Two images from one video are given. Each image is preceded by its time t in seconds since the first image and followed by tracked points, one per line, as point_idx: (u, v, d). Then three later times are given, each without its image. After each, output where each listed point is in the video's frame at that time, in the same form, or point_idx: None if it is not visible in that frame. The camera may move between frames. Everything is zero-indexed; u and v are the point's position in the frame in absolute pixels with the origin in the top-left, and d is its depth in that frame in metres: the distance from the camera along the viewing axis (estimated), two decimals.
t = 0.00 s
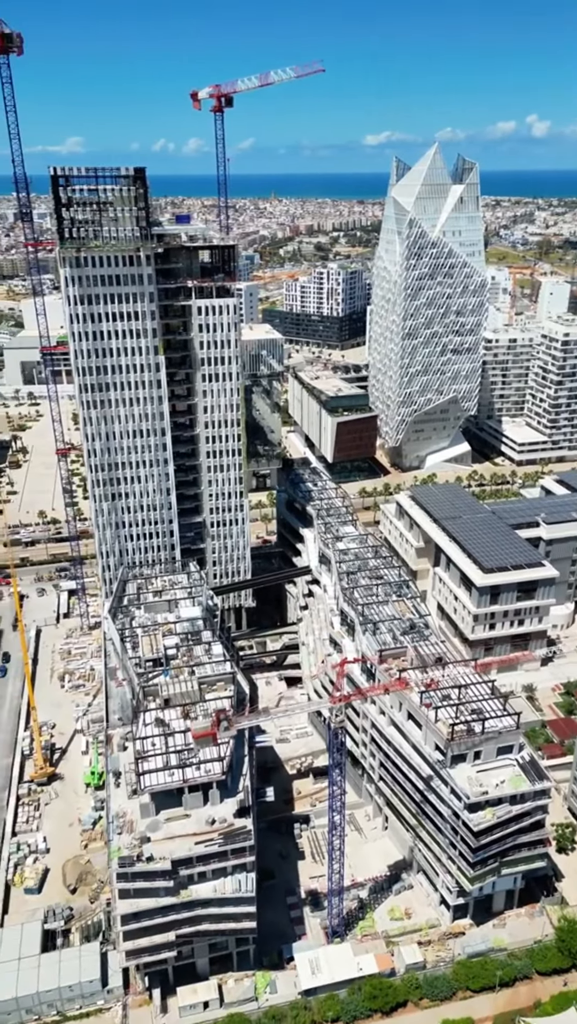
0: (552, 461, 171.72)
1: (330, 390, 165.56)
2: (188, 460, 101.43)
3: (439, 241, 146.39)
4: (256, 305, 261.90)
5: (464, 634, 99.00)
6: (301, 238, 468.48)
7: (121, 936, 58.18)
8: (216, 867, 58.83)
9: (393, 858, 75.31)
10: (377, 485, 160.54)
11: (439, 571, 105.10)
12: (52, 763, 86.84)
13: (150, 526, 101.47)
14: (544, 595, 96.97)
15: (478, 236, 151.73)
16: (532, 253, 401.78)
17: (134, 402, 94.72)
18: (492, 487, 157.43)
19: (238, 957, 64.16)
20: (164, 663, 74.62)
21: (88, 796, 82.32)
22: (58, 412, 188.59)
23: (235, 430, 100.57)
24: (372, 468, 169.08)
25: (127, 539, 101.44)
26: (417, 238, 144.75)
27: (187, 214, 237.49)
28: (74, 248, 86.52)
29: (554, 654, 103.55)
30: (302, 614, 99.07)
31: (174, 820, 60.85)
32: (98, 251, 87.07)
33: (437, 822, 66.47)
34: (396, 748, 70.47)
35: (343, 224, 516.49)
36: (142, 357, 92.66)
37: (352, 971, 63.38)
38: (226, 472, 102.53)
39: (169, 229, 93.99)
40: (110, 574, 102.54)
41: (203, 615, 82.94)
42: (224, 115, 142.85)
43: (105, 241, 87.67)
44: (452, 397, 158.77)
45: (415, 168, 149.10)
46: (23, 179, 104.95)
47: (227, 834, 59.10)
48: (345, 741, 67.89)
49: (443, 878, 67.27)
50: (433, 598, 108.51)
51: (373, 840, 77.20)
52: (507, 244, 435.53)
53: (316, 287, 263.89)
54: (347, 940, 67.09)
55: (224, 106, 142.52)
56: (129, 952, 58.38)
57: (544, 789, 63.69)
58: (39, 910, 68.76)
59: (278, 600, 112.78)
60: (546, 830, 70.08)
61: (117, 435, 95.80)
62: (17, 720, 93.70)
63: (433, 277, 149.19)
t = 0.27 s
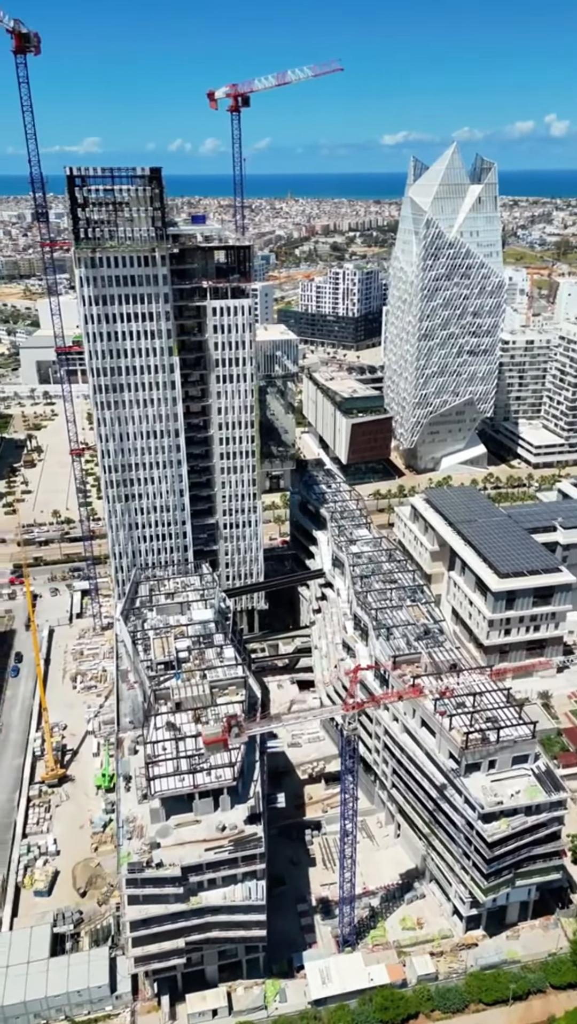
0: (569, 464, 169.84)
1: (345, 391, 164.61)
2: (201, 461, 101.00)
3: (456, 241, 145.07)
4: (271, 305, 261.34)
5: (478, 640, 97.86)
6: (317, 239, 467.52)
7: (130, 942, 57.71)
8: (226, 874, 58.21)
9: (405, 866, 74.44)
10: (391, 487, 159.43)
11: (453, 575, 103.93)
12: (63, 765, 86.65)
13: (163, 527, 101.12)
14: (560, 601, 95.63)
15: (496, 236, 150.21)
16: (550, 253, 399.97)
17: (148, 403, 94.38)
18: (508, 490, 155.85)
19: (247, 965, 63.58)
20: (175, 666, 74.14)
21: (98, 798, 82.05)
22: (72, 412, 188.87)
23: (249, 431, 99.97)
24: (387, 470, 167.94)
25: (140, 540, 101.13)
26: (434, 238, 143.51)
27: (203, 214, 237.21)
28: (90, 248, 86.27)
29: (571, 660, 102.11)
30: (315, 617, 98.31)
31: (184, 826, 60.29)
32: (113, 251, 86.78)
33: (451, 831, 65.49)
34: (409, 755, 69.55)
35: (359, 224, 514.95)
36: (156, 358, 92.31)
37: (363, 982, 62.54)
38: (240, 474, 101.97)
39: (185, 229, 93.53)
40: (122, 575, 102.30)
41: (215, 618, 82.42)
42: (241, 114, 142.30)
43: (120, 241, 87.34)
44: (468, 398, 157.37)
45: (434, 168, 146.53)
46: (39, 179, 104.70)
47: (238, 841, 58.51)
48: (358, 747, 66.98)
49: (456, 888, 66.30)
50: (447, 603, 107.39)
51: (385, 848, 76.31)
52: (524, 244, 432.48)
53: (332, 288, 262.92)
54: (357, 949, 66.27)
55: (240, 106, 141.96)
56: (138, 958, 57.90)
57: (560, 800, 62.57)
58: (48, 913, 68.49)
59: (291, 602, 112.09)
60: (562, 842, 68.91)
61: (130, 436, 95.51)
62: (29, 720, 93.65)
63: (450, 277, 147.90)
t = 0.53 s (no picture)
0: None
1: (362, 392, 163.49)
2: (217, 463, 100.48)
3: (476, 242, 143.49)
4: (288, 305, 260.64)
5: (496, 646, 96.51)
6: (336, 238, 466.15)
7: (140, 949, 57.17)
8: (238, 882, 57.52)
9: (419, 876, 73.43)
10: (408, 489, 158.16)
11: (471, 580, 102.67)
12: (76, 766, 86.41)
13: (178, 528, 100.72)
14: None
15: (517, 237, 148.45)
16: (571, 253, 397.38)
17: (165, 403, 94.01)
18: (526, 493, 154.04)
19: (259, 974, 62.92)
20: (189, 670, 73.60)
21: (111, 800, 81.78)
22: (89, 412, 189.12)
23: (265, 433, 99.30)
24: (404, 472, 166.64)
25: (155, 541, 100.76)
26: (454, 238, 142.03)
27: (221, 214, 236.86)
28: (107, 248, 85.95)
29: None
30: (330, 621, 97.43)
31: (196, 832, 59.68)
32: (131, 251, 86.43)
33: (466, 842, 64.38)
34: (424, 764, 68.56)
35: (378, 224, 513.08)
36: (173, 359, 91.94)
37: (375, 993, 61.56)
38: (255, 475, 101.33)
39: (203, 230, 92.99)
40: (137, 576, 101.98)
41: (229, 622, 81.81)
42: (261, 114, 141.65)
43: (138, 241, 86.92)
44: (487, 400, 155.76)
45: (454, 168, 146.37)
46: (58, 178, 104.50)
47: (250, 849, 57.80)
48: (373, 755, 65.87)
49: (471, 900, 65.25)
50: (464, 608, 106.09)
51: (400, 856, 75.35)
52: (545, 244, 428.76)
53: (350, 288, 261.78)
54: (370, 960, 65.39)
55: (260, 105, 141.30)
56: (148, 965, 57.35)
57: None
58: (59, 916, 68.19)
59: (306, 605, 111.32)
60: None
61: (146, 437, 95.15)
62: (43, 721, 93.57)
63: (470, 278, 146.42)
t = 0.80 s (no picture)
0: None
1: (378, 394, 162.41)
2: (231, 464, 99.99)
3: (496, 243, 142.17)
4: (305, 305, 259.89)
5: (512, 652, 95.25)
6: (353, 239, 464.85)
7: (150, 956, 56.71)
8: (249, 890, 56.91)
9: (432, 885, 72.47)
10: (424, 492, 156.92)
11: (487, 585, 101.46)
12: (88, 768, 86.22)
13: (192, 530, 100.32)
14: None
15: (537, 237, 146.83)
16: None
17: (180, 405, 93.64)
18: (544, 497, 152.38)
19: (269, 982, 62.29)
20: (202, 673, 73.06)
21: (122, 802, 81.50)
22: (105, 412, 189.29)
23: (280, 435, 98.65)
24: (419, 474, 165.38)
25: (169, 542, 100.42)
26: (473, 239, 140.81)
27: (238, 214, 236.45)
28: (124, 248, 85.64)
29: None
30: (344, 625, 96.61)
31: (207, 838, 59.14)
32: (147, 252, 86.08)
33: (481, 853, 63.34)
34: (439, 773, 67.60)
35: (396, 224, 511.14)
36: (188, 360, 91.55)
37: (387, 1004, 60.49)
38: (270, 477, 100.70)
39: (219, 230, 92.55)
40: (151, 577, 101.69)
41: (242, 625, 81.22)
42: (279, 113, 141.02)
43: (155, 241, 86.62)
44: (504, 403, 154.22)
45: (474, 168, 144.18)
46: (76, 178, 104.27)
47: (262, 856, 57.18)
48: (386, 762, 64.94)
49: (485, 912, 64.22)
50: (480, 613, 104.85)
51: (413, 865, 74.43)
52: (565, 244, 426.45)
53: (367, 288, 260.59)
54: (382, 971, 64.52)
55: (278, 104, 140.65)
56: (158, 972, 56.87)
57: None
58: (69, 920, 67.92)
59: (320, 609, 110.55)
60: None
61: (161, 438, 94.82)
62: (55, 721, 93.52)
63: (488, 279, 145.06)
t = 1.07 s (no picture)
0: None
1: (394, 395, 161.24)
2: (246, 466, 99.42)
3: (515, 243, 140.75)
4: (322, 306, 258.96)
5: (529, 659, 93.93)
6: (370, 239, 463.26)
7: (159, 963, 56.17)
8: (260, 898, 56.26)
9: (446, 895, 71.47)
10: (440, 494, 155.56)
11: (504, 590, 100.15)
12: (100, 770, 85.96)
13: (206, 531, 99.84)
14: None
15: (558, 238, 145.12)
16: None
17: (195, 406, 93.22)
18: (562, 500, 150.51)
19: (279, 991, 61.63)
20: (214, 677, 72.37)
21: (134, 805, 81.15)
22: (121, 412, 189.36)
23: (296, 437, 97.94)
24: (436, 476, 164.00)
25: (183, 544, 100.03)
26: (492, 239, 139.47)
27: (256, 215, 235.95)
28: (140, 249, 85.31)
29: None
30: (358, 629, 95.62)
31: (218, 845, 58.56)
32: (164, 252, 85.70)
33: (496, 865, 62.26)
34: (454, 782, 66.60)
35: (414, 224, 508.81)
36: (204, 361, 91.12)
37: (399, 1016, 59.47)
38: (285, 479, 100.00)
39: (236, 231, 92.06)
40: (164, 578, 101.33)
41: (256, 628, 80.56)
42: (297, 113, 140.31)
43: (171, 242, 86.25)
44: (522, 405, 152.52)
45: (493, 168, 143.26)
46: (93, 178, 104.04)
47: (273, 865, 56.50)
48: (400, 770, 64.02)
49: (500, 924, 63.15)
50: (497, 618, 103.53)
51: (426, 875, 73.46)
52: None
53: (384, 289, 259.30)
54: (394, 982, 63.62)
55: (297, 104, 139.95)
56: (167, 980, 56.31)
57: None
58: (79, 923, 67.59)
59: (334, 612, 109.72)
60: None
61: (176, 439, 94.42)
62: (68, 722, 93.41)
63: (507, 280, 143.59)
